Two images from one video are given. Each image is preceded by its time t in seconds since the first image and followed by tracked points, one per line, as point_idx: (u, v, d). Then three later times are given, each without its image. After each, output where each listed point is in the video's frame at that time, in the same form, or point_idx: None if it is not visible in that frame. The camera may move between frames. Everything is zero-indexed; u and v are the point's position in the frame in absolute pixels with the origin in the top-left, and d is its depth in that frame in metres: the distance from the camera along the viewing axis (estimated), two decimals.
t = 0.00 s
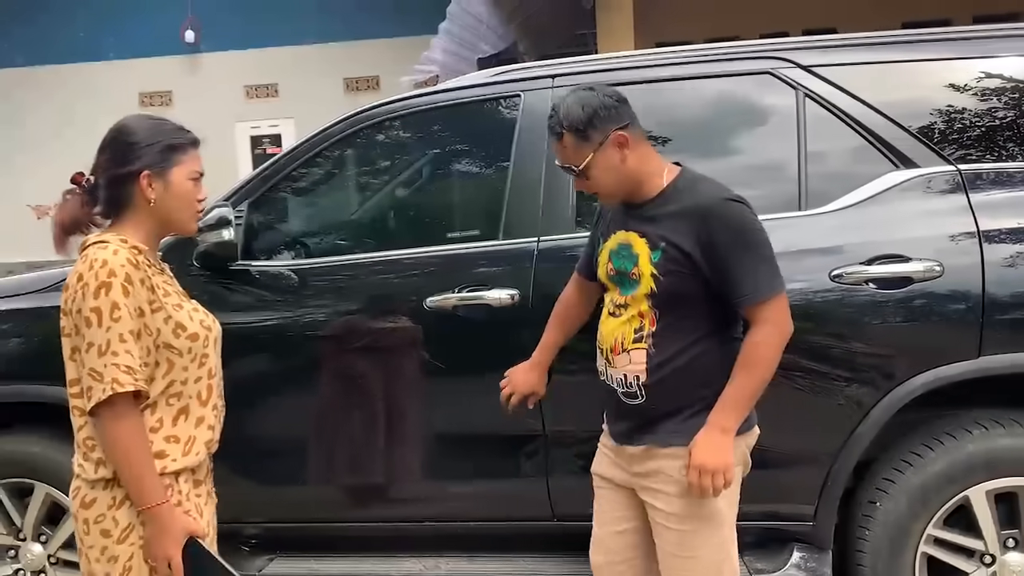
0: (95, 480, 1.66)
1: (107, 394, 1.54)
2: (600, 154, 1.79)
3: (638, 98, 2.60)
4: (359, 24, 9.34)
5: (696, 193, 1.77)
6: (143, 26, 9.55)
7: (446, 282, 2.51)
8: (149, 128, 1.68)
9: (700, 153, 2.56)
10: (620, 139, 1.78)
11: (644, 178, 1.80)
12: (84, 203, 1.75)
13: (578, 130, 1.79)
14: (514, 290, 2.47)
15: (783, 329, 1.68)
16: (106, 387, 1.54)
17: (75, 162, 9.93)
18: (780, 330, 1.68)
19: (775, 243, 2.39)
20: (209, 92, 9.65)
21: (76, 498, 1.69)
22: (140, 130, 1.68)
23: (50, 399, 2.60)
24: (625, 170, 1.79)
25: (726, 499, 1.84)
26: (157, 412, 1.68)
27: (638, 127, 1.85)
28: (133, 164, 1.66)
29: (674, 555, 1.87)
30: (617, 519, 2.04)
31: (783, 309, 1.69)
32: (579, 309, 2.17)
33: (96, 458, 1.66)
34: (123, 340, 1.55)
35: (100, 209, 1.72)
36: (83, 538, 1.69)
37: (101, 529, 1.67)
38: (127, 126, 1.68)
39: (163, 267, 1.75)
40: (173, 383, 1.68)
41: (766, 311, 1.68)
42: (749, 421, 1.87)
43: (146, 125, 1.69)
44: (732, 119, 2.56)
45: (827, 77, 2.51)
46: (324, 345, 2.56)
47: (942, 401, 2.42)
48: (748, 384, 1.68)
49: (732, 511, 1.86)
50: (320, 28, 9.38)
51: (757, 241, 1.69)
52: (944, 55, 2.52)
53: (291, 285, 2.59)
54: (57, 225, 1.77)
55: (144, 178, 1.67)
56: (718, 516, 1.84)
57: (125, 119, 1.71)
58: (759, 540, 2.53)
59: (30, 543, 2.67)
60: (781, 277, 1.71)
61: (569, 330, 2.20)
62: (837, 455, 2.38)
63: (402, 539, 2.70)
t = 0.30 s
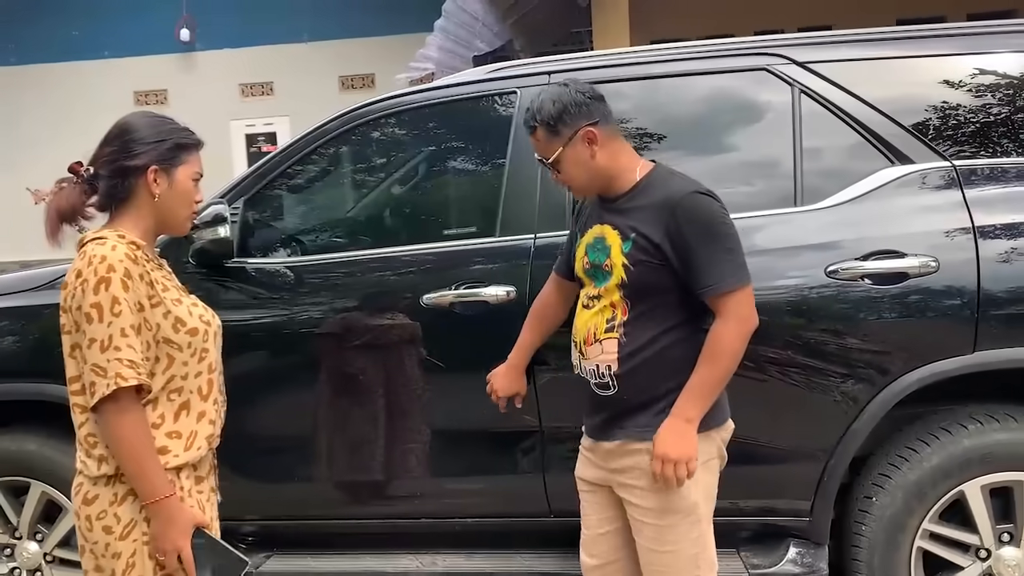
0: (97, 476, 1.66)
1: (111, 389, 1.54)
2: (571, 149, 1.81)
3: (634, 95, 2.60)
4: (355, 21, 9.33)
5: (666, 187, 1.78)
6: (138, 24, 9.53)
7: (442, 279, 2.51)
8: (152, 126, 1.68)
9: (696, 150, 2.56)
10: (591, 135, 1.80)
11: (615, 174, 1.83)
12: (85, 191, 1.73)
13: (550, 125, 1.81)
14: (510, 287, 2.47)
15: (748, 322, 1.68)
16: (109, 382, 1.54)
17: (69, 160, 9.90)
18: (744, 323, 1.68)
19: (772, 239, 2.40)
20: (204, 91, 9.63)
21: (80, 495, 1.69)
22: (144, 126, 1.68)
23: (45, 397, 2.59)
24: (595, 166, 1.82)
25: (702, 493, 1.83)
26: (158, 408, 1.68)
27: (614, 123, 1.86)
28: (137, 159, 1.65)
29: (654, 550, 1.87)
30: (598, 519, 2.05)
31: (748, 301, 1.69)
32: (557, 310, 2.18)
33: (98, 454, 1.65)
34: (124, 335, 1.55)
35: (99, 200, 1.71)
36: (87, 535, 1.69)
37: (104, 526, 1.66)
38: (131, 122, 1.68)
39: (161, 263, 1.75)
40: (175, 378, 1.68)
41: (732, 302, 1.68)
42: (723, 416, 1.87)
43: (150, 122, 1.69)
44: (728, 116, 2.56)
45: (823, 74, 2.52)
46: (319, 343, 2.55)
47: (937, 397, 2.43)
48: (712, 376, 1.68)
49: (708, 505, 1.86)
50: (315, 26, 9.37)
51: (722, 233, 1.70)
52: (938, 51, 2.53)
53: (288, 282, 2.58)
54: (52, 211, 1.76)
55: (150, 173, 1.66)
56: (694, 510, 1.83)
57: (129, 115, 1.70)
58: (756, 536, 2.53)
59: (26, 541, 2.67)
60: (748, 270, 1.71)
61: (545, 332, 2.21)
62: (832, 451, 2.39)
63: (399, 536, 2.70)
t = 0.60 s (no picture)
0: (100, 475, 1.66)
1: (115, 389, 1.54)
2: (547, 146, 1.83)
3: (629, 95, 2.61)
4: (351, 20, 9.32)
5: (636, 186, 1.79)
6: (132, 22, 9.50)
7: (438, 277, 2.51)
8: (151, 126, 1.69)
9: (690, 149, 2.57)
10: (568, 134, 1.82)
11: (590, 173, 1.85)
12: (84, 190, 1.73)
13: (527, 121, 1.83)
14: (506, 286, 2.48)
15: (708, 320, 1.68)
16: (113, 382, 1.54)
17: (64, 159, 9.87)
18: (705, 321, 1.68)
19: (765, 237, 2.41)
20: (199, 89, 9.62)
21: (83, 494, 1.69)
22: (143, 127, 1.68)
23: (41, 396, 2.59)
24: (570, 164, 1.83)
25: (682, 487, 1.85)
26: (160, 408, 1.68)
27: (592, 122, 1.87)
28: (135, 158, 1.65)
29: (638, 545, 1.89)
30: (579, 515, 2.07)
31: (711, 300, 1.69)
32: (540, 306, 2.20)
33: (101, 454, 1.66)
34: (127, 335, 1.56)
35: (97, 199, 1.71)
36: (89, 533, 1.70)
37: (107, 524, 1.67)
38: (129, 123, 1.68)
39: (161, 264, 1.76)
40: (176, 378, 1.69)
41: (694, 301, 1.68)
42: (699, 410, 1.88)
43: (148, 123, 1.69)
44: (723, 115, 2.57)
45: (817, 73, 2.53)
46: (315, 342, 2.56)
47: (929, 394, 2.45)
48: (669, 372, 1.68)
49: (690, 500, 1.88)
50: (310, 25, 9.36)
51: (686, 232, 1.70)
52: (931, 51, 2.55)
53: (283, 281, 2.59)
54: (50, 209, 1.76)
55: (148, 173, 1.66)
56: (676, 505, 1.84)
57: (128, 116, 1.71)
58: (750, 533, 2.55)
59: (23, 539, 2.67)
60: (712, 268, 1.71)
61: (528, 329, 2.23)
62: (826, 449, 2.41)
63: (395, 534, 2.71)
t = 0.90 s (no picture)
0: (105, 471, 1.67)
1: (121, 390, 1.55)
2: (536, 152, 1.85)
3: (628, 93, 2.62)
4: (349, 20, 9.32)
5: (623, 194, 1.80)
6: (131, 23, 9.50)
7: (438, 277, 2.52)
8: (151, 126, 1.69)
9: (689, 147, 2.58)
10: (557, 141, 1.83)
11: (580, 180, 1.86)
12: (85, 190, 1.73)
13: (518, 127, 1.85)
14: (507, 285, 2.49)
15: (700, 326, 1.69)
16: (119, 383, 1.56)
17: (63, 160, 9.88)
18: (697, 327, 1.69)
19: (765, 235, 2.42)
20: (198, 90, 9.62)
21: (89, 489, 1.70)
22: (143, 127, 1.68)
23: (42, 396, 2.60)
24: (559, 170, 1.85)
25: (682, 487, 1.86)
26: (165, 406, 1.69)
27: (583, 131, 1.89)
28: (136, 159, 1.66)
29: (637, 542, 1.90)
30: (583, 510, 2.08)
31: (703, 304, 1.70)
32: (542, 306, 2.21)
33: (107, 450, 1.66)
34: (132, 336, 1.57)
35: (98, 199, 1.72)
36: (95, 528, 1.71)
37: (113, 519, 1.68)
38: (129, 123, 1.68)
39: (162, 262, 1.76)
40: (181, 376, 1.70)
41: (685, 308, 1.69)
42: (701, 410, 1.90)
43: (147, 122, 1.70)
44: (722, 114, 2.59)
45: (815, 72, 2.54)
46: (315, 341, 2.57)
47: (928, 391, 2.46)
48: (664, 378, 1.69)
49: (689, 500, 1.89)
50: (309, 26, 9.36)
51: (674, 239, 1.71)
52: (929, 49, 2.56)
53: (284, 280, 2.60)
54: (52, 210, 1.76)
55: (149, 173, 1.67)
56: (674, 504, 1.85)
57: (127, 116, 1.71)
58: (751, 529, 2.56)
59: (26, 539, 2.68)
60: (700, 274, 1.72)
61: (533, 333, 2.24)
62: (825, 445, 2.42)
63: (397, 532, 2.72)
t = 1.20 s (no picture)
0: (110, 473, 1.68)
1: (125, 392, 1.56)
2: (555, 138, 1.88)
3: (629, 94, 2.62)
4: (350, 22, 9.34)
5: (615, 203, 1.80)
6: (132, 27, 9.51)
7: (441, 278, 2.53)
8: (151, 131, 1.70)
9: (690, 147, 2.59)
10: (575, 139, 1.84)
11: (585, 178, 1.90)
12: (87, 197, 1.75)
13: (551, 108, 1.86)
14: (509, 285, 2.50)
15: (684, 343, 1.68)
16: (123, 385, 1.57)
17: (66, 164, 9.90)
18: (680, 344, 1.68)
19: (767, 235, 2.43)
20: (199, 92, 9.65)
21: (94, 490, 1.72)
22: (143, 132, 1.69)
23: (47, 399, 2.61)
24: (568, 164, 1.89)
25: (673, 496, 1.87)
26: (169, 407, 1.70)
27: (612, 136, 1.86)
28: (136, 164, 1.67)
29: (628, 546, 1.90)
30: (584, 509, 2.09)
31: (686, 320, 1.68)
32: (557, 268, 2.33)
33: (112, 452, 1.67)
34: (135, 339, 1.58)
35: (100, 205, 1.73)
36: (101, 529, 1.72)
37: (118, 520, 1.69)
38: (130, 129, 1.69)
39: (164, 266, 1.77)
40: (184, 378, 1.71)
41: (664, 323, 1.68)
42: (701, 418, 1.90)
43: (148, 127, 1.70)
44: (723, 113, 2.59)
45: (816, 71, 2.55)
46: (319, 343, 2.58)
47: (931, 389, 2.47)
48: (653, 396, 1.70)
49: (681, 509, 1.89)
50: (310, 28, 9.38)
51: (653, 253, 1.70)
52: (930, 48, 2.56)
53: (287, 282, 2.61)
54: (57, 217, 1.80)
55: (150, 178, 1.68)
56: (664, 512, 1.86)
57: (127, 121, 1.72)
58: (754, 528, 2.57)
59: (32, 541, 2.69)
60: (685, 287, 1.70)
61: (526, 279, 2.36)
62: (828, 444, 2.42)
63: (402, 532, 2.73)
